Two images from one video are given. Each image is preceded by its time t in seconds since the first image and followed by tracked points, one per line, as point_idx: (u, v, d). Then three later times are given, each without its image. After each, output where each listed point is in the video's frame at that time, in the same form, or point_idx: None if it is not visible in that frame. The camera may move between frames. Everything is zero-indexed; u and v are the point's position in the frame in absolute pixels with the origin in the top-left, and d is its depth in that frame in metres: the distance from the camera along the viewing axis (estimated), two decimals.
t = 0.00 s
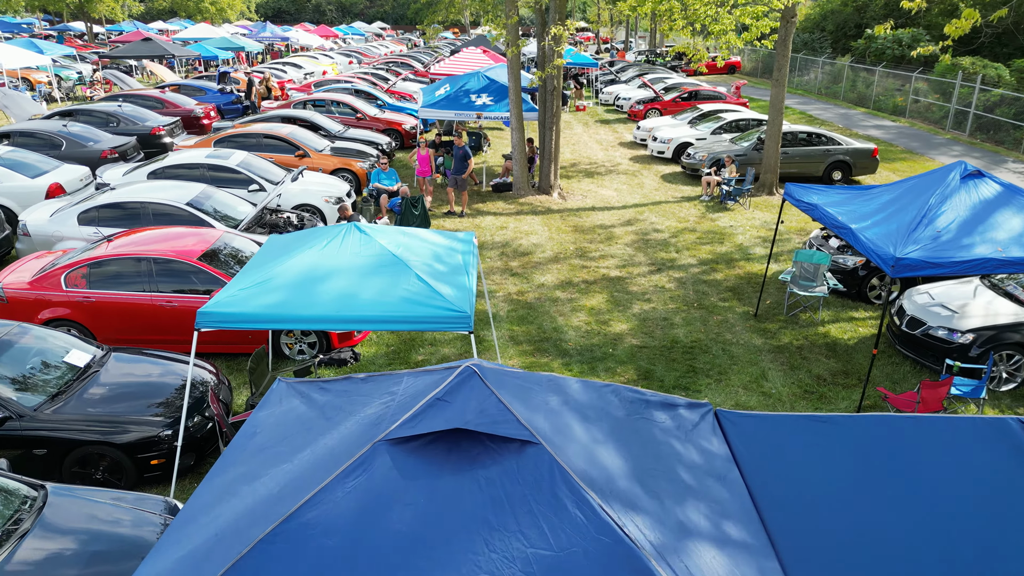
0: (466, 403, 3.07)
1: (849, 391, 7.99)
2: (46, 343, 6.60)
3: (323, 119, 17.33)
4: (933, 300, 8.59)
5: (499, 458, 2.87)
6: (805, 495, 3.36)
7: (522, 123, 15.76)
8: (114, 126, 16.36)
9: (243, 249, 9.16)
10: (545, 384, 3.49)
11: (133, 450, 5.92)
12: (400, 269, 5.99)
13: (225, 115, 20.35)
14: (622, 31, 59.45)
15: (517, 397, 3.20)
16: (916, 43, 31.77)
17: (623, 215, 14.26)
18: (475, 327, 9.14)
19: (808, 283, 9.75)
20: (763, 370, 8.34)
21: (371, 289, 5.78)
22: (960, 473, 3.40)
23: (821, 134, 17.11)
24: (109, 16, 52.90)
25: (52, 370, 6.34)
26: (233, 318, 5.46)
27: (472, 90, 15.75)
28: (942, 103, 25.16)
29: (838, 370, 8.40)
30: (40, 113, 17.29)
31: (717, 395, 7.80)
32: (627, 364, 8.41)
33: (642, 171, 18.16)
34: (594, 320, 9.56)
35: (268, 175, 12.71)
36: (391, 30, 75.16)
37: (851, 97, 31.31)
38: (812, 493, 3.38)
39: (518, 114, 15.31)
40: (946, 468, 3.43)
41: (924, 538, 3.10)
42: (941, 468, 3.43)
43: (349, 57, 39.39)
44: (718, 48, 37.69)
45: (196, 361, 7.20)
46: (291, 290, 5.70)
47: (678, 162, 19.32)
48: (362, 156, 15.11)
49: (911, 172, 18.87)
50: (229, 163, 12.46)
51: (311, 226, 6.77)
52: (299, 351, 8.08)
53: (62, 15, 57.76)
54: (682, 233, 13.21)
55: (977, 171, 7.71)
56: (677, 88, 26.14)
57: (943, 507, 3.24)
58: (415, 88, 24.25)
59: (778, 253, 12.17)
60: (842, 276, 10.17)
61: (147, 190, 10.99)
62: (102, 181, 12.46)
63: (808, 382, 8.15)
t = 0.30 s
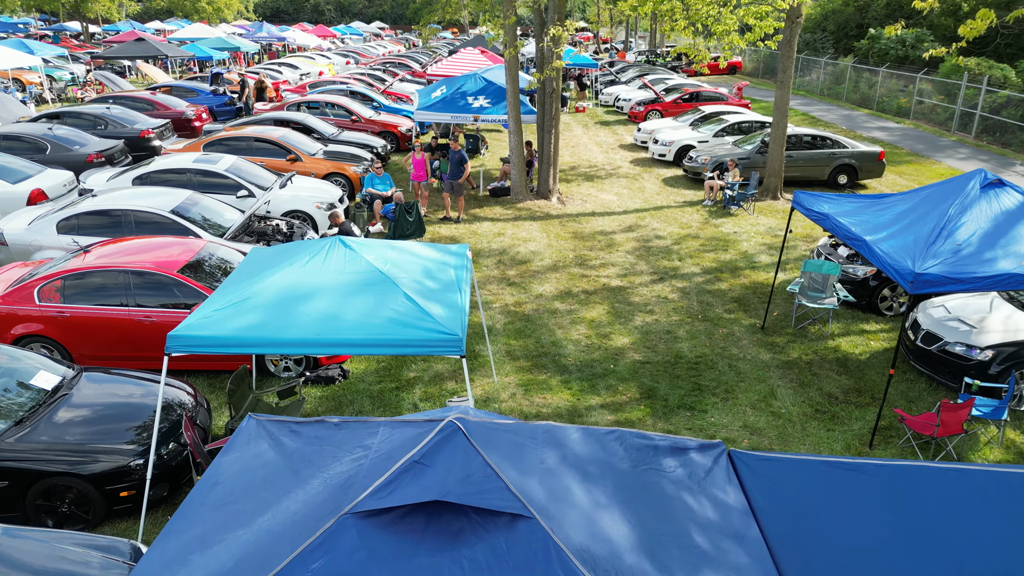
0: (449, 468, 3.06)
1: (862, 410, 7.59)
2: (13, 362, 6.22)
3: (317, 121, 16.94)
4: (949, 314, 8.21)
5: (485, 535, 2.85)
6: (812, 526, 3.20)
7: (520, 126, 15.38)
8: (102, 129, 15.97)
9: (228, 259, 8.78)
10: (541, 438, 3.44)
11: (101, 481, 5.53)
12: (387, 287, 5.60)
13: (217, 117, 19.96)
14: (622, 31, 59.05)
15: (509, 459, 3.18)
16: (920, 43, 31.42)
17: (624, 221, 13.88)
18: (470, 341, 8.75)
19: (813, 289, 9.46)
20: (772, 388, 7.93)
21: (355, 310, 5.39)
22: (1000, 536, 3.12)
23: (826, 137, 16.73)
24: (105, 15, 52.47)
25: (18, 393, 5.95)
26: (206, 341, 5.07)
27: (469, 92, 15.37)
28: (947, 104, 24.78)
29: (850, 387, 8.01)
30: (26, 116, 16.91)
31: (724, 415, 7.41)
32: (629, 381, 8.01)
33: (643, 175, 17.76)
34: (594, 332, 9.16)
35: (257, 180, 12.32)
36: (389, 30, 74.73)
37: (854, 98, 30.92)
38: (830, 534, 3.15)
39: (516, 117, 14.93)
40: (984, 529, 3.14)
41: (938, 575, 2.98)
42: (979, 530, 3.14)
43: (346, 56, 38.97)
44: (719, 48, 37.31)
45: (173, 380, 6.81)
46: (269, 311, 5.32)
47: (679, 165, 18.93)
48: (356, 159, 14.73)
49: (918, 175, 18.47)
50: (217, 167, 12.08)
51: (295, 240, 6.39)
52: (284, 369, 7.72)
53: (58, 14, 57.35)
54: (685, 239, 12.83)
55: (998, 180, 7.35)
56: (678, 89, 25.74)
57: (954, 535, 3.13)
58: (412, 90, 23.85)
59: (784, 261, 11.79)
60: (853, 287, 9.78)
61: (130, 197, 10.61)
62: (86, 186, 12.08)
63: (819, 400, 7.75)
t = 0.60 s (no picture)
0: (422, 550, 2.94)
1: (876, 431, 7.22)
2: None
3: (309, 124, 16.56)
4: (965, 329, 7.85)
5: None
6: None
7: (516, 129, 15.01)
8: (88, 132, 15.58)
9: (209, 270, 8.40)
10: (533, 508, 3.29)
11: (65, 517, 5.14)
12: (371, 307, 5.22)
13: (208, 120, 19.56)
14: (620, 32, 58.67)
15: (494, 536, 3.05)
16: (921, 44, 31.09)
17: (623, 227, 13.51)
18: (463, 356, 8.35)
19: (821, 300, 9.13)
20: (780, 408, 7.55)
21: (337, 333, 5.00)
22: None
23: (830, 141, 16.37)
24: (99, 15, 52.04)
25: None
26: (172, 369, 4.66)
27: (464, 94, 15.01)
28: (950, 105, 24.42)
29: (862, 406, 7.64)
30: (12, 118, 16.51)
31: (730, 437, 7.03)
32: (630, 400, 7.62)
33: (642, 179, 17.38)
34: (593, 346, 8.78)
35: (245, 186, 11.94)
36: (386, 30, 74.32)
37: (855, 99, 30.56)
38: None
39: (513, 119, 14.56)
40: None
41: None
42: None
43: (341, 57, 38.58)
44: (719, 49, 36.96)
45: (146, 403, 6.43)
46: (244, 335, 4.92)
47: (679, 168, 18.55)
48: (348, 164, 14.35)
49: (923, 178, 18.11)
50: (203, 172, 11.70)
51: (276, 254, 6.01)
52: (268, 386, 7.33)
53: (53, 14, 56.93)
54: (686, 246, 12.46)
55: (1019, 190, 6.99)
56: (677, 90, 25.38)
57: None
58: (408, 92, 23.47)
59: (789, 270, 11.41)
60: (862, 298, 9.40)
61: (111, 204, 10.22)
62: (67, 192, 11.69)
63: (829, 420, 7.38)
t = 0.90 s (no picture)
0: None
1: (891, 455, 6.85)
2: None
3: (301, 127, 16.17)
4: (984, 346, 7.47)
5: None
6: None
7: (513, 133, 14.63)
8: (73, 136, 15.17)
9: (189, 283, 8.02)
10: None
11: (24, 558, 4.74)
12: (354, 332, 4.83)
13: (198, 123, 19.17)
14: (618, 32, 58.35)
15: None
16: (923, 45, 30.78)
17: (623, 234, 13.14)
18: (457, 373, 7.97)
19: (830, 313, 8.73)
20: (790, 429, 7.18)
21: (316, 360, 4.61)
22: None
23: (833, 144, 16.02)
24: (93, 15, 51.58)
25: None
26: (135, 402, 4.29)
27: (460, 97, 14.64)
28: (953, 107, 24.09)
29: (875, 428, 7.27)
30: None
31: (738, 461, 6.66)
32: (632, 421, 7.24)
33: (642, 183, 17.02)
34: (593, 362, 8.39)
35: (232, 193, 11.56)
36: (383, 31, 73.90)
37: (856, 101, 30.24)
38: None
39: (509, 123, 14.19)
40: None
41: None
42: None
43: (337, 58, 38.18)
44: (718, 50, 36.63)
45: (118, 430, 6.06)
46: (214, 363, 4.54)
47: (679, 171, 18.18)
48: (340, 168, 13.96)
49: (929, 182, 17.75)
50: (189, 178, 11.33)
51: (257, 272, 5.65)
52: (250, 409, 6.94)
53: (47, 14, 56.47)
54: (688, 254, 12.10)
55: None
56: (677, 92, 25.02)
57: None
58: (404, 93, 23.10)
59: (795, 279, 11.05)
60: (872, 310, 9.04)
61: (92, 212, 9.84)
62: (48, 199, 11.30)
63: (842, 443, 7.01)
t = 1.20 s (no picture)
0: None
1: (909, 481, 6.48)
2: None
3: (293, 129, 15.78)
4: (1006, 363, 7.10)
5: None
6: None
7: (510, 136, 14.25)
8: (58, 139, 14.74)
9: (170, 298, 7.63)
10: None
11: None
12: (336, 360, 4.43)
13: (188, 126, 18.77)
14: (616, 33, 58.01)
15: None
16: (925, 46, 30.46)
17: (623, 241, 12.76)
18: (451, 392, 7.58)
19: (841, 326, 8.39)
20: (802, 452, 6.81)
21: (294, 391, 4.21)
22: None
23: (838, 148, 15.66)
24: (87, 15, 51.06)
25: None
26: (93, 441, 3.88)
27: (455, 99, 14.26)
28: (957, 108, 23.76)
29: (892, 450, 6.90)
30: None
31: (748, 489, 6.28)
32: (636, 444, 6.85)
33: (642, 187, 16.65)
34: (594, 379, 8.00)
35: (220, 199, 11.17)
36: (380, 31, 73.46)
37: (858, 102, 29.91)
38: None
39: (506, 126, 13.81)
40: None
41: None
42: None
43: (332, 58, 37.77)
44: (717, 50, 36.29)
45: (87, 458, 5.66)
46: (182, 396, 4.15)
47: (680, 175, 17.82)
48: (333, 173, 13.58)
49: (934, 186, 17.39)
50: (175, 185, 10.93)
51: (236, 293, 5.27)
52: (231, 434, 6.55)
53: (40, 14, 55.95)
54: (690, 262, 11.73)
55: None
56: (676, 93, 24.67)
57: None
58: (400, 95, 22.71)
59: (802, 289, 10.68)
60: (884, 323, 8.66)
61: (72, 220, 9.43)
62: (28, 206, 10.89)
63: (857, 467, 6.64)
